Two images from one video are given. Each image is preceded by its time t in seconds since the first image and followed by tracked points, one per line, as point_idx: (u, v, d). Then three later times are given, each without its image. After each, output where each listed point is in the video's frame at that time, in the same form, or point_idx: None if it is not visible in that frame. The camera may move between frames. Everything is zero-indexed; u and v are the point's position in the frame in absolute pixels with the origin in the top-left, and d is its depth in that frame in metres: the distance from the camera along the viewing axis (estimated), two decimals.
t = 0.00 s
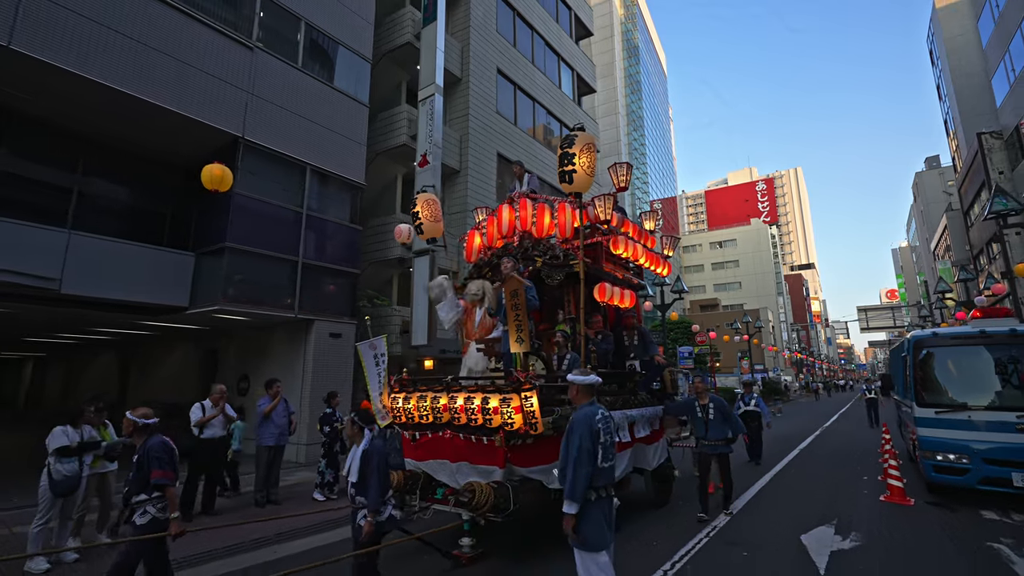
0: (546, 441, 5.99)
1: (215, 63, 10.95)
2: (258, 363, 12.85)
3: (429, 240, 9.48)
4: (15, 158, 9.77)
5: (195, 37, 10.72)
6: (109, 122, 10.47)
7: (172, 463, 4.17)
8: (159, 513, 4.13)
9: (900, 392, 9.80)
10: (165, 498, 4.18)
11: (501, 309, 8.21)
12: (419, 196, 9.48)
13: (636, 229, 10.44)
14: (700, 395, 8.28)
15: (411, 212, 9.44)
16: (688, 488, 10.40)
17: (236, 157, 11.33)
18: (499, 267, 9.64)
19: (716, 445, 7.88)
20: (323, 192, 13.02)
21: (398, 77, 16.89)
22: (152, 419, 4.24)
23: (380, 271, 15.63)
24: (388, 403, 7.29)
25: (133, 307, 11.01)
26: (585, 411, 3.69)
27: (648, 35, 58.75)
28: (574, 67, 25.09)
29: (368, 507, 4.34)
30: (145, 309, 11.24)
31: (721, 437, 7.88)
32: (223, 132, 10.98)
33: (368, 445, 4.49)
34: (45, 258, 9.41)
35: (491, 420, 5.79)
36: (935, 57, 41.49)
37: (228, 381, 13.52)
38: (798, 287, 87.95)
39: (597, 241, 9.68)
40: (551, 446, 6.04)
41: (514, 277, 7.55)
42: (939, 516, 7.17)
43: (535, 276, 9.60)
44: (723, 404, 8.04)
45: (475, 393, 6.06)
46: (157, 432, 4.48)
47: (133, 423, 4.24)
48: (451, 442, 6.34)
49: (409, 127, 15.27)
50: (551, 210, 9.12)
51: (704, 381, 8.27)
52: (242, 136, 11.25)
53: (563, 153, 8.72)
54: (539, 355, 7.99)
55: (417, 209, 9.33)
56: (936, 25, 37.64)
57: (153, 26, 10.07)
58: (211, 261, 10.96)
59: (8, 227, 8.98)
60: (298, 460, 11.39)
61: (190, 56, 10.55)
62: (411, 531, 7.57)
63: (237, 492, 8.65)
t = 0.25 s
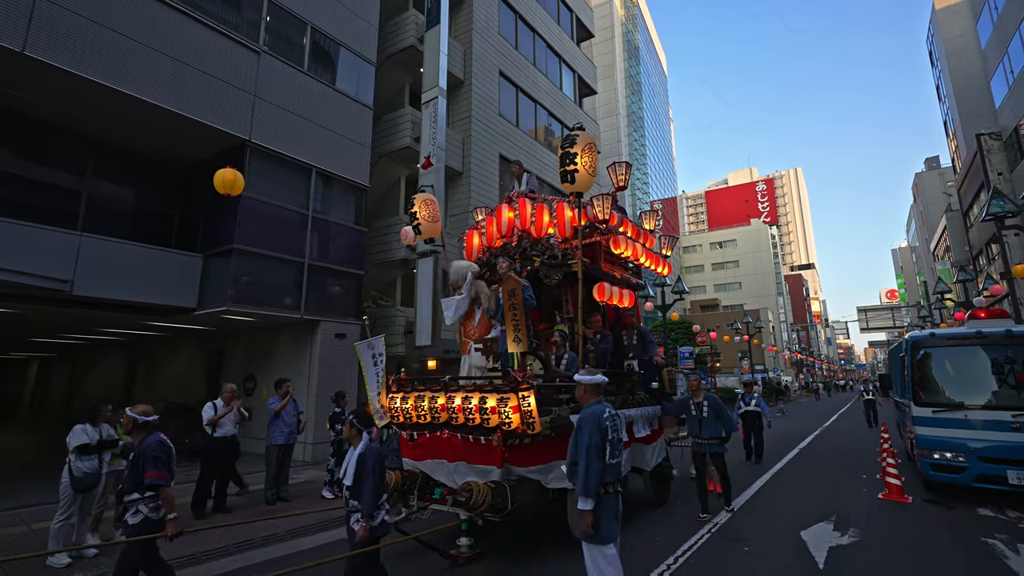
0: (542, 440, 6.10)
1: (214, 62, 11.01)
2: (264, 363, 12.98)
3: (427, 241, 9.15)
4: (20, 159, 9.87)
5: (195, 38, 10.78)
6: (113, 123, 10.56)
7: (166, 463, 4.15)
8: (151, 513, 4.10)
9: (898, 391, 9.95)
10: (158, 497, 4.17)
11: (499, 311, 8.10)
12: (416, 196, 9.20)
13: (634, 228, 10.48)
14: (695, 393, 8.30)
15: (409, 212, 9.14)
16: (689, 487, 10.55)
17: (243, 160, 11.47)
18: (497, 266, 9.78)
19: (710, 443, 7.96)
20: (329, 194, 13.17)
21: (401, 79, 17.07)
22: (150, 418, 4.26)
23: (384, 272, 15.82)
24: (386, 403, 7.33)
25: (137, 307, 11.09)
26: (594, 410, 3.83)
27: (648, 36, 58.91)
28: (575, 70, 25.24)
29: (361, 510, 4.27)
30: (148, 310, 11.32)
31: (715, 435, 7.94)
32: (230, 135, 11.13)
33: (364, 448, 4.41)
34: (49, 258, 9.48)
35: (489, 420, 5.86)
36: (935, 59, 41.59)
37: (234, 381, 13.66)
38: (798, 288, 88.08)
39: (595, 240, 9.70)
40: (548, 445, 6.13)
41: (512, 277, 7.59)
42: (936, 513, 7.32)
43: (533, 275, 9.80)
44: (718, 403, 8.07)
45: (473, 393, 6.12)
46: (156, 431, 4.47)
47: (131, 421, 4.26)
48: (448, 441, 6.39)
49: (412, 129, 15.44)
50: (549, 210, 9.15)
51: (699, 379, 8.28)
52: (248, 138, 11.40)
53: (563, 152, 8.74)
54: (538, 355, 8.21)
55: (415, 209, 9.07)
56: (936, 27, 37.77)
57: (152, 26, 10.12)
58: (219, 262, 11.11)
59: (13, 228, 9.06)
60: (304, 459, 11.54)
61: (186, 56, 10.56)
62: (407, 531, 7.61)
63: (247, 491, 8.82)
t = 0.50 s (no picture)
0: (541, 441, 6.18)
1: (215, 62, 11.03)
2: (270, 363, 13.11)
3: (426, 240, 9.33)
4: (29, 160, 9.96)
5: (197, 38, 10.82)
6: (119, 124, 10.65)
7: (173, 462, 4.10)
8: (158, 511, 4.06)
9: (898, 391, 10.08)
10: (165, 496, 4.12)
11: (497, 311, 8.02)
12: (415, 196, 9.36)
13: (632, 228, 10.71)
14: (691, 392, 8.39)
15: (408, 212, 9.30)
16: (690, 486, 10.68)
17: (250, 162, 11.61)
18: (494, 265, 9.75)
19: (706, 442, 7.99)
20: (334, 195, 13.31)
21: (404, 81, 17.23)
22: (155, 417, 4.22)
23: (388, 273, 15.95)
24: (383, 403, 7.40)
25: (141, 307, 11.16)
26: (604, 408, 3.97)
27: (649, 37, 59.05)
28: (577, 71, 25.37)
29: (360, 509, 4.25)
30: (152, 309, 11.38)
31: (710, 434, 7.98)
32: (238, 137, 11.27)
33: (363, 445, 4.41)
34: (54, 258, 9.54)
35: (488, 420, 5.97)
36: (935, 60, 41.71)
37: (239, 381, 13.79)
38: (798, 288, 88.22)
39: (594, 239, 9.69)
40: (547, 445, 6.18)
41: (511, 276, 7.81)
42: (935, 510, 7.46)
43: (533, 275, 9.73)
44: (713, 402, 8.10)
45: (472, 392, 6.22)
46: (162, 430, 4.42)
47: (135, 420, 4.21)
48: (447, 441, 6.52)
49: (416, 131, 15.60)
50: (549, 208, 9.29)
51: (695, 378, 8.32)
52: (256, 141, 11.55)
53: (561, 151, 9.00)
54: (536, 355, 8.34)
55: (414, 210, 9.25)
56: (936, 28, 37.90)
57: (152, 25, 10.12)
58: (227, 263, 11.25)
59: (18, 228, 9.12)
60: (310, 458, 11.68)
61: (188, 56, 10.59)
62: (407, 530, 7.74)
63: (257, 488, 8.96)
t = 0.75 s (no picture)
0: (542, 442, 6.23)
1: (218, 63, 11.03)
2: (276, 363, 13.21)
3: (426, 239, 9.22)
4: (40, 163, 10.07)
5: (198, 37, 10.80)
6: (129, 127, 10.76)
7: (174, 464, 4.15)
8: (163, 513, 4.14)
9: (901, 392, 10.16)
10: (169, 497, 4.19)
11: (498, 309, 8.12)
12: (415, 195, 9.21)
13: (633, 228, 10.76)
14: (692, 394, 8.53)
15: (408, 211, 9.16)
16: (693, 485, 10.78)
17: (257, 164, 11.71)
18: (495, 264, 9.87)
19: (707, 443, 7.99)
20: (340, 197, 13.41)
21: (408, 82, 17.33)
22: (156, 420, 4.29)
23: (392, 274, 16.04)
24: (383, 404, 7.46)
25: (148, 308, 11.24)
26: (619, 409, 4.03)
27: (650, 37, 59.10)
28: (579, 72, 25.47)
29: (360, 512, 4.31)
30: (157, 310, 11.46)
31: (710, 434, 8.03)
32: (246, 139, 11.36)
33: (363, 448, 4.47)
34: (64, 259, 9.62)
35: (488, 421, 6.04)
36: (936, 61, 41.80)
37: (245, 381, 13.89)
38: (799, 288, 88.30)
39: (595, 239, 9.88)
40: (547, 447, 6.23)
41: (513, 276, 7.69)
42: (937, 509, 7.56)
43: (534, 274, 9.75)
44: (713, 403, 8.28)
45: (472, 393, 6.28)
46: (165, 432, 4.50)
47: (139, 423, 4.33)
48: (447, 443, 6.62)
49: (420, 133, 15.69)
50: (549, 209, 9.40)
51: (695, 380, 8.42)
52: (263, 143, 11.66)
53: (562, 149, 8.69)
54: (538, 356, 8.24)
55: (414, 208, 9.08)
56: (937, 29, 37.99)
57: (153, 25, 10.11)
58: (235, 264, 11.35)
59: (26, 229, 9.19)
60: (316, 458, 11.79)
61: (189, 55, 10.56)
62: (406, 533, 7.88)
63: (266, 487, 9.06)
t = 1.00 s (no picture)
0: (541, 444, 6.30)
1: (219, 65, 11.05)
2: (281, 364, 13.31)
3: (426, 240, 9.19)
4: (51, 165, 10.18)
5: (199, 38, 10.82)
6: (137, 130, 10.86)
7: (162, 466, 4.21)
8: (151, 516, 4.21)
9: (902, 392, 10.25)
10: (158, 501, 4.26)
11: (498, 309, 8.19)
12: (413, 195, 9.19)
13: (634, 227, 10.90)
14: (693, 395, 8.60)
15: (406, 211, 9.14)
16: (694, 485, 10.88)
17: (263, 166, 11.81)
18: (495, 264, 9.98)
19: (707, 445, 8.09)
20: (344, 198, 13.49)
21: (411, 84, 17.43)
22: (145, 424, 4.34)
23: (396, 274, 16.13)
24: (382, 405, 7.54)
25: (156, 309, 11.35)
26: (632, 410, 4.13)
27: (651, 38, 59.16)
28: (580, 73, 25.58)
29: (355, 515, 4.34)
30: (161, 311, 11.52)
31: (710, 436, 8.13)
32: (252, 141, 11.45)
33: (357, 449, 4.50)
34: (74, 261, 9.73)
35: (488, 423, 6.09)
36: (936, 61, 41.90)
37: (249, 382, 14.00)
38: (799, 288, 88.38)
39: (595, 238, 9.92)
40: (546, 448, 6.29)
41: (512, 275, 7.63)
42: (937, 508, 7.67)
43: (533, 274, 9.82)
44: (715, 405, 8.36)
45: (472, 394, 6.35)
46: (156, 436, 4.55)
47: (127, 428, 4.36)
48: (446, 444, 6.67)
49: (424, 134, 15.78)
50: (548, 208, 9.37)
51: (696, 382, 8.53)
52: (269, 145, 11.75)
53: (563, 149, 8.87)
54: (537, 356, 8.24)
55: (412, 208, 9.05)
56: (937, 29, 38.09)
57: (154, 25, 10.10)
58: (242, 266, 11.46)
59: (41, 232, 9.35)
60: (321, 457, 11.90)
61: (189, 55, 10.55)
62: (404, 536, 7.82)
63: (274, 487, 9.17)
